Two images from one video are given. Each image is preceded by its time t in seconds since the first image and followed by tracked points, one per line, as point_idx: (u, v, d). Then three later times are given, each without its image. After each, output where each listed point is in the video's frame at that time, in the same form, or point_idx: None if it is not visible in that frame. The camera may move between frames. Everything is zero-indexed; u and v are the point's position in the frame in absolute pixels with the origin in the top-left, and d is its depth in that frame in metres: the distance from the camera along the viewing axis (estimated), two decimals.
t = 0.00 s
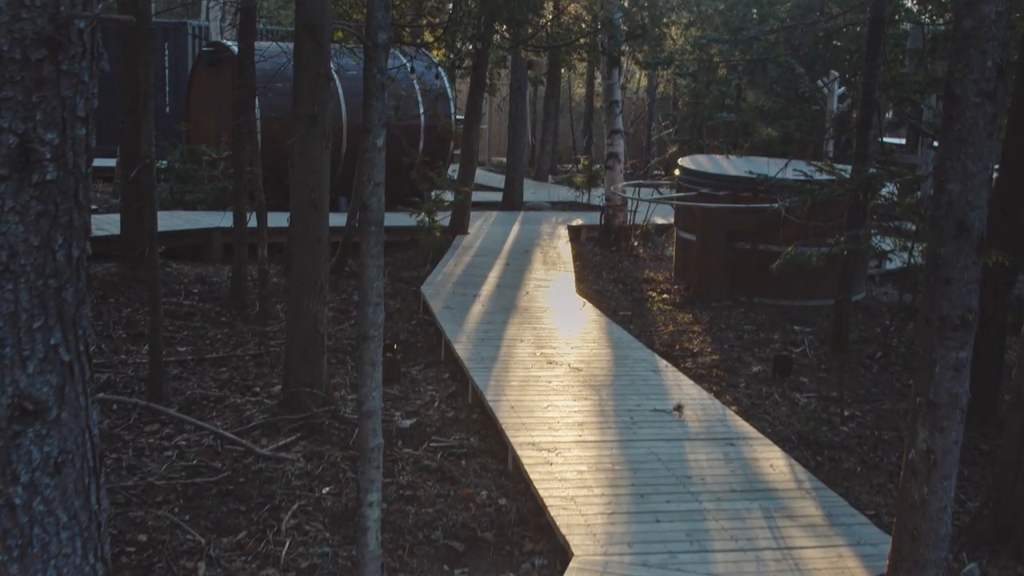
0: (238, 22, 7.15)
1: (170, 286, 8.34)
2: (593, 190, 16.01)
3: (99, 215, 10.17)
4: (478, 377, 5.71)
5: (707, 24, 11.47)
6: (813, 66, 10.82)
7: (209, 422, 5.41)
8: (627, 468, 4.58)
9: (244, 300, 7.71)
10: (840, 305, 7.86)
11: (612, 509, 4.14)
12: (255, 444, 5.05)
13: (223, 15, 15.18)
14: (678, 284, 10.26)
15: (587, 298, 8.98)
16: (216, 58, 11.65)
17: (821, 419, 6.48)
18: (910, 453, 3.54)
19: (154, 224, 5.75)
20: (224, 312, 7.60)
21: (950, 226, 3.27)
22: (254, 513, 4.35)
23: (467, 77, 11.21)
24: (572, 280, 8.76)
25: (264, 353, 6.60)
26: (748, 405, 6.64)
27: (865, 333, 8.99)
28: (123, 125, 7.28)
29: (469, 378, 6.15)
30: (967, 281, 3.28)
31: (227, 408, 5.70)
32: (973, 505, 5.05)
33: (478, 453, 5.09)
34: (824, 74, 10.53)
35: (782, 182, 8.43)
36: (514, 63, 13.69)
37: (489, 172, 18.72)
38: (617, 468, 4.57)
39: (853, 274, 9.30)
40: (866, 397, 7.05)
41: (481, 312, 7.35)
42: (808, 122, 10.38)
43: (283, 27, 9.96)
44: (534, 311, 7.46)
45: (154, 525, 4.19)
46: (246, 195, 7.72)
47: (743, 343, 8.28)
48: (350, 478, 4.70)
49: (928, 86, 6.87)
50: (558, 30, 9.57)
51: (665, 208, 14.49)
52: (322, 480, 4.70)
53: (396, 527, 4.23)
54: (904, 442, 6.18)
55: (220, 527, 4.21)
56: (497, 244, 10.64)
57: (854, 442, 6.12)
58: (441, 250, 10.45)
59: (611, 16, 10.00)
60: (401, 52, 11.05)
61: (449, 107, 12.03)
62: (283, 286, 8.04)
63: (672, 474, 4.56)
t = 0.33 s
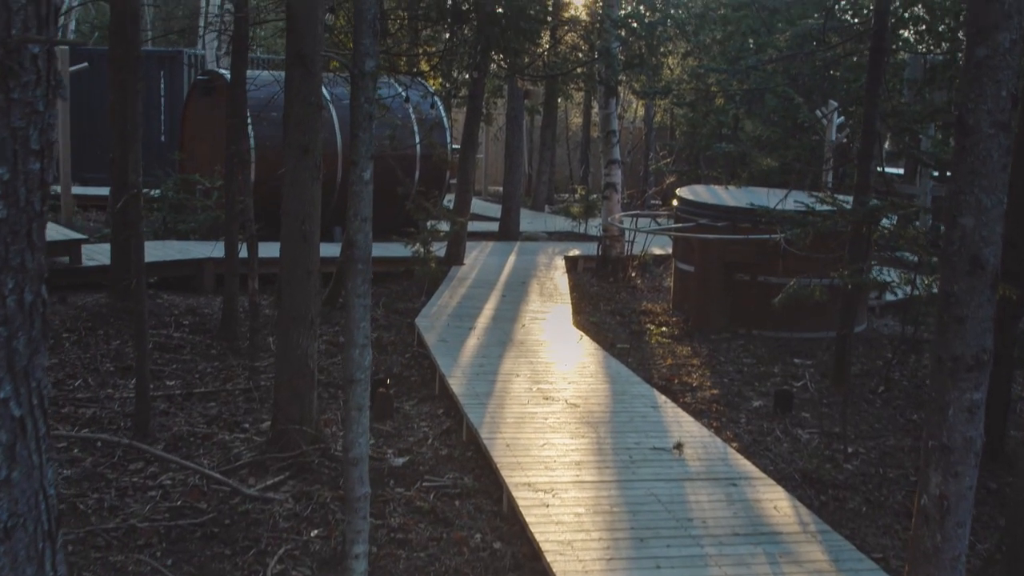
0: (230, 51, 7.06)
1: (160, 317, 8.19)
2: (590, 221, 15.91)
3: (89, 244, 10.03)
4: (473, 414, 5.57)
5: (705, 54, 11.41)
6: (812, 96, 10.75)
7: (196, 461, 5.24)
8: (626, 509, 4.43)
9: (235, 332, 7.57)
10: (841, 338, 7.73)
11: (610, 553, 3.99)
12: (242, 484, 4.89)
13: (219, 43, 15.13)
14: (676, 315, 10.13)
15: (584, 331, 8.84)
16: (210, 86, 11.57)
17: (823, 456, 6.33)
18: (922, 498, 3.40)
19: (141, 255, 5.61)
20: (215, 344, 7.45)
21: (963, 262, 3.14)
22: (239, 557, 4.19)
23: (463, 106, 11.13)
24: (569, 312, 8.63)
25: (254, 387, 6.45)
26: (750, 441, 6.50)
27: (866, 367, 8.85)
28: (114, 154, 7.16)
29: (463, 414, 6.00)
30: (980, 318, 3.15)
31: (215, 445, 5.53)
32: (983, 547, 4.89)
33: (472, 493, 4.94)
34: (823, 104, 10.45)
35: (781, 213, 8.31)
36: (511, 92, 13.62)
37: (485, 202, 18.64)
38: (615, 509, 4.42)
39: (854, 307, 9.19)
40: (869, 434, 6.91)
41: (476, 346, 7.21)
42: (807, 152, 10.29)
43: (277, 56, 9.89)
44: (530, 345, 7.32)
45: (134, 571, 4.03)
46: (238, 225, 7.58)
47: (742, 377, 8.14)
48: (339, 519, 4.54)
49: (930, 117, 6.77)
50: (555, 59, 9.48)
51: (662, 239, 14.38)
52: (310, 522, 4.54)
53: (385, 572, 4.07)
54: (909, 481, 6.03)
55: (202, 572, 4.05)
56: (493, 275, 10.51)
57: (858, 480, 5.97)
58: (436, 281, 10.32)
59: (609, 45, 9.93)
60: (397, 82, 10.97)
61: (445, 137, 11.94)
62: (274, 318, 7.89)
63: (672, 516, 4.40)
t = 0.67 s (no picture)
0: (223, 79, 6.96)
1: (151, 349, 8.05)
2: (589, 251, 15.80)
3: (82, 274, 9.90)
4: (468, 452, 5.42)
5: (704, 83, 11.33)
6: (812, 126, 10.66)
7: (183, 500, 5.08)
8: (626, 552, 4.26)
9: (228, 364, 7.42)
10: (846, 372, 7.59)
11: None
12: (228, 525, 4.73)
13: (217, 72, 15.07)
14: (676, 347, 9.99)
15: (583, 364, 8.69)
16: (205, 115, 11.47)
17: (829, 494, 6.17)
18: (938, 546, 3.25)
19: (129, 288, 5.46)
20: (207, 377, 7.30)
21: (978, 299, 3.01)
22: None
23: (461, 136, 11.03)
24: (568, 345, 8.48)
25: (246, 422, 6.29)
26: (754, 478, 6.34)
27: (870, 401, 8.70)
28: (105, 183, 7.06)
29: (459, 451, 5.85)
30: (998, 358, 3.02)
31: (203, 483, 5.36)
32: None
33: (467, 535, 4.77)
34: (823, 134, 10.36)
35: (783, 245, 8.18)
36: (509, 122, 13.54)
37: (483, 232, 18.55)
38: (615, 553, 4.25)
39: (858, 340, 9.06)
40: (876, 471, 6.75)
41: (473, 380, 7.06)
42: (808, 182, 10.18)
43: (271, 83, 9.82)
44: (528, 379, 7.17)
45: None
46: (231, 256, 7.45)
47: (744, 411, 7.99)
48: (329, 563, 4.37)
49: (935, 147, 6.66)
50: (553, 89, 9.38)
51: (662, 269, 14.27)
52: (298, 566, 4.37)
53: None
54: (917, 520, 5.87)
55: None
56: (491, 307, 10.37)
57: (866, 520, 5.80)
58: (433, 312, 10.18)
59: (607, 74, 9.84)
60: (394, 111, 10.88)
61: (443, 166, 11.84)
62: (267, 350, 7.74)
63: (674, 560, 4.24)
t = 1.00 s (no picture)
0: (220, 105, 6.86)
1: (147, 380, 7.91)
2: (592, 279, 15.69)
3: (79, 303, 9.78)
4: (467, 487, 5.26)
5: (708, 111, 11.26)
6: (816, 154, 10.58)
7: (172, 538, 4.92)
8: None
9: (224, 396, 7.27)
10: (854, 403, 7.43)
11: None
12: (218, 564, 4.57)
13: (219, 100, 15.02)
14: (681, 378, 9.84)
15: (586, 394, 8.54)
16: (205, 142, 11.39)
17: (839, 530, 6.00)
18: None
19: (121, 318, 5.33)
20: (203, 409, 7.15)
21: (1000, 332, 2.95)
22: None
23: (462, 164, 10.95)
24: (571, 375, 8.33)
25: (241, 455, 6.14)
26: (761, 514, 6.17)
27: (879, 433, 8.54)
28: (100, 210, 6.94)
29: (458, 486, 5.69)
30: (1019, 393, 2.94)
31: (194, 520, 5.21)
32: None
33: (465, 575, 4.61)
34: (828, 162, 10.27)
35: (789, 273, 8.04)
36: (511, 149, 13.47)
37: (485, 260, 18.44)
38: None
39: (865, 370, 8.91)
40: (887, 506, 6.58)
41: (473, 412, 6.91)
42: (814, 209, 10.08)
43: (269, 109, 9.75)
44: (530, 411, 7.02)
45: None
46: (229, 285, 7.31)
47: (750, 443, 7.83)
48: None
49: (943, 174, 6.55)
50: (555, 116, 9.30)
51: (666, 298, 14.15)
52: None
53: None
54: (930, 558, 5.70)
55: None
56: (493, 336, 10.23)
57: (878, 558, 5.63)
58: (434, 342, 10.05)
59: (609, 101, 9.76)
60: (395, 138, 10.81)
61: (444, 194, 11.75)
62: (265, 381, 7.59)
63: None
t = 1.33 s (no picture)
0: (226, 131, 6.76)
1: (151, 409, 7.78)
2: (603, 306, 15.53)
3: (84, 332, 9.68)
4: (473, 523, 5.10)
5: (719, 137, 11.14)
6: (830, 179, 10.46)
7: None
8: None
9: (227, 427, 7.13)
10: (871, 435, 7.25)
11: None
12: None
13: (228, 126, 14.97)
14: (692, 407, 9.66)
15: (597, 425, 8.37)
16: (213, 170, 11.32)
17: (858, 567, 5.82)
18: None
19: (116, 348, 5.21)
20: (206, 440, 7.02)
21: None
22: None
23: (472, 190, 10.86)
24: (581, 405, 8.17)
25: (243, 488, 6.00)
26: (777, 550, 5.99)
27: (896, 464, 8.35)
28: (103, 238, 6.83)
29: (465, 521, 5.53)
30: None
31: (192, 557, 5.06)
32: None
33: None
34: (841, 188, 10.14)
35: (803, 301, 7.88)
36: (521, 176, 13.37)
37: (495, 287, 18.30)
38: None
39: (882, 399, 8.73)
40: (906, 541, 6.39)
41: (481, 444, 6.75)
42: (827, 235, 9.94)
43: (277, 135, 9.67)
44: (539, 443, 6.85)
45: None
46: (233, 313, 7.19)
47: (765, 475, 7.65)
48: None
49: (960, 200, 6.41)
50: (565, 141, 9.20)
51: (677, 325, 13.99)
52: None
53: None
54: None
55: None
56: (503, 365, 10.08)
57: None
58: (442, 371, 9.91)
59: (619, 127, 9.66)
60: (404, 164, 10.74)
61: (453, 221, 11.65)
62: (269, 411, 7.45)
63: None
